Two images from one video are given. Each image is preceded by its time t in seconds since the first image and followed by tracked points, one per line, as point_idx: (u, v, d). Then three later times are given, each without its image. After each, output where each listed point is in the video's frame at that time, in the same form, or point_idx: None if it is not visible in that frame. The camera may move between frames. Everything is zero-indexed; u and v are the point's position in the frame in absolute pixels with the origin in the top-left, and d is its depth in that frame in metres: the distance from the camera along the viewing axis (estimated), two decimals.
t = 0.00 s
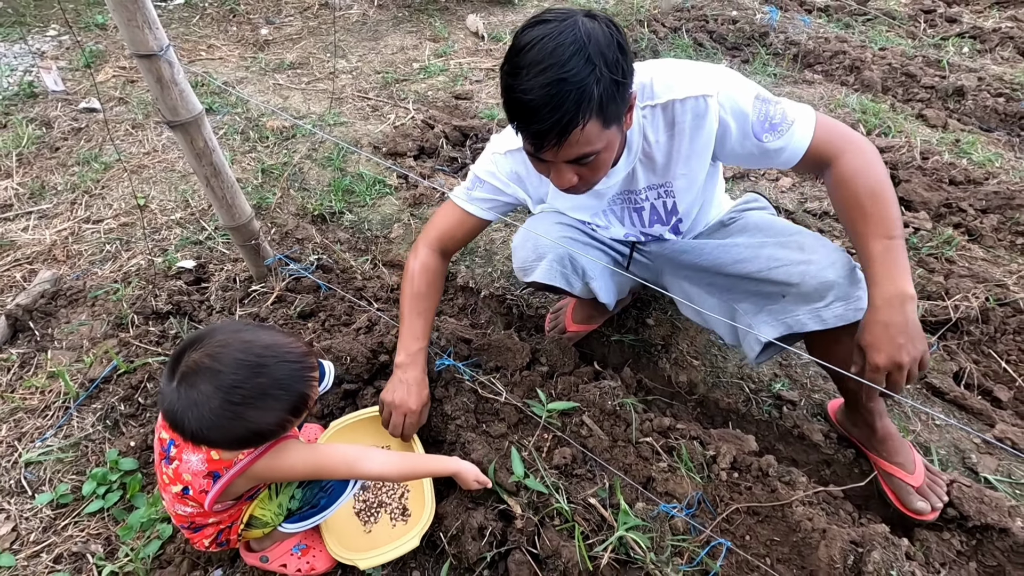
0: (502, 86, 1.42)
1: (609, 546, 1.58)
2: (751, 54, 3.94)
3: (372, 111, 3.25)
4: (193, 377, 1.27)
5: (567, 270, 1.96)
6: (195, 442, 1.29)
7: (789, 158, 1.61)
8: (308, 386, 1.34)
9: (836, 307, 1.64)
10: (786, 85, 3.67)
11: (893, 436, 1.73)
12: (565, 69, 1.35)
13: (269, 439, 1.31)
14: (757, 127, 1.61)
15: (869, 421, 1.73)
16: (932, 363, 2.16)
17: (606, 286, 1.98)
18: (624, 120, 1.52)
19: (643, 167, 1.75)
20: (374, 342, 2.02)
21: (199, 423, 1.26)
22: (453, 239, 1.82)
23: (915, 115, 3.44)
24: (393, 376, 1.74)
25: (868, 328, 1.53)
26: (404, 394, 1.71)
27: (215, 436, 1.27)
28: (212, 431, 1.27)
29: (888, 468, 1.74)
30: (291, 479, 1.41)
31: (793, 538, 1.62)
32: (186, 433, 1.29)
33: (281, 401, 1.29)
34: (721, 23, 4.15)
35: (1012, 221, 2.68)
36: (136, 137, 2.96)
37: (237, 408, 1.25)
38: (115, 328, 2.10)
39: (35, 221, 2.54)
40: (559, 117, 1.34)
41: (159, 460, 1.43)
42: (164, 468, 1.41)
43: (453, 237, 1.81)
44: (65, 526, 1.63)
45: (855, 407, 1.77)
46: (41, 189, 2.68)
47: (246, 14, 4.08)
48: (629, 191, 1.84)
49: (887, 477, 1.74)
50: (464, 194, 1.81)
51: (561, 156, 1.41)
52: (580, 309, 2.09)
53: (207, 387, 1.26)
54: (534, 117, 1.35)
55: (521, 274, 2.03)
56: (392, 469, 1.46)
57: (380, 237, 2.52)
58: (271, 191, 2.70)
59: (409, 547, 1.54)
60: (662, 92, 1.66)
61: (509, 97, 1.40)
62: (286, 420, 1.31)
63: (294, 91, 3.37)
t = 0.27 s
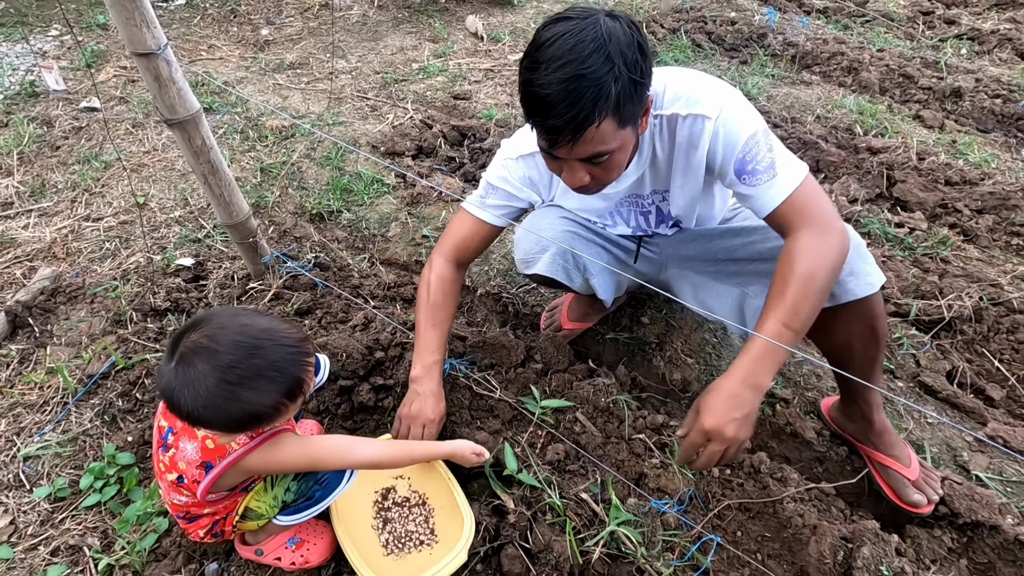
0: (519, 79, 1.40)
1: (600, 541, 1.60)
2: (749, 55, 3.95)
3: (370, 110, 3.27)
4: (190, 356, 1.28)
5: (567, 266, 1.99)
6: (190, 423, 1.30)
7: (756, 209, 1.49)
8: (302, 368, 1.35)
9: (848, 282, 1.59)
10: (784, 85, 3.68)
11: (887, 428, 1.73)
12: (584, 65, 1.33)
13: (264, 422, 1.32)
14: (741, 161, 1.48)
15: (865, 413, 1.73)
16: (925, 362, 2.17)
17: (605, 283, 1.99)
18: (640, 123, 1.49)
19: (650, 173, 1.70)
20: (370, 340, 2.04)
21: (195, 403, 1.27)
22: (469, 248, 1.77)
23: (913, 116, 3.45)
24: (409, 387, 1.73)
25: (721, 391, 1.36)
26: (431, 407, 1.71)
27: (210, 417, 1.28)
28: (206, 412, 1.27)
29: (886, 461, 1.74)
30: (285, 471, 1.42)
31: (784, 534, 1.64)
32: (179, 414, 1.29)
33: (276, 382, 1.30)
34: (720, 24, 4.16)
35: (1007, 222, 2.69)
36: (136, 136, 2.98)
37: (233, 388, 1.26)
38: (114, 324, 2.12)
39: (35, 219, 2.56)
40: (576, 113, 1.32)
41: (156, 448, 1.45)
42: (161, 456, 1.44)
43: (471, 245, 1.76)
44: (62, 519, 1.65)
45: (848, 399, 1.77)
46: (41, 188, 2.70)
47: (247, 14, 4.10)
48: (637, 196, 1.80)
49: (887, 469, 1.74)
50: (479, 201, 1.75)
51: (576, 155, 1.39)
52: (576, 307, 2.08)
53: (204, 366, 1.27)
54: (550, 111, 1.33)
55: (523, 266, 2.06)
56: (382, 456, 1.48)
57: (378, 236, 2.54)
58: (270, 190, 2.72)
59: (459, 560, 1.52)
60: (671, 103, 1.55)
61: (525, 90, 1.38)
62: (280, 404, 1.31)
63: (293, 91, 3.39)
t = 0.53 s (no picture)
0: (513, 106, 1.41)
1: (595, 538, 1.61)
2: (748, 56, 3.96)
3: (370, 111, 3.28)
4: (193, 344, 1.28)
5: (559, 257, 1.98)
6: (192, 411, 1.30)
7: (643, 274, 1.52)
8: (303, 354, 1.36)
9: (846, 262, 1.60)
10: (783, 86, 3.69)
11: (883, 425, 1.75)
12: (576, 98, 1.32)
13: (267, 408, 1.32)
14: (672, 230, 1.48)
15: (863, 410, 1.74)
16: (920, 361, 2.17)
17: (599, 276, 1.95)
18: (633, 148, 1.48)
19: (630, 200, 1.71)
20: (368, 338, 2.05)
21: (196, 390, 1.27)
22: (464, 258, 1.74)
23: (911, 117, 3.45)
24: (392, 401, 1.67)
25: (551, 481, 1.36)
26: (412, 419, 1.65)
27: (212, 402, 1.27)
28: (209, 400, 1.27)
29: (884, 460, 1.75)
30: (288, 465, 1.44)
31: (778, 532, 1.65)
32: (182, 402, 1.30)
33: (278, 367, 1.31)
34: (719, 25, 4.17)
35: (1004, 222, 2.70)
36: (137, 136, 3.00)
37: (237, 374, 1.27)
38: (113, 323, 2.13)
39: (36, 218, 2.57)
40: (564, 147, 1.33)
41: (155, 447, 1.46)
42: (160, 454, 1.45)
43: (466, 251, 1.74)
44: (61, 516, 1.66)
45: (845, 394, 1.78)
46: (42, 187, 2.71)
47: (248, 15, 4.12)
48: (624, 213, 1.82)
49: (884, 469, 1.75)
50: (476, 205, 1.77)
51: (567, 180, 1.41)
52: (572, 306, 2.08)
53: (207, 352, 1.27)
54: (541, 142, 1.34)
55: (516, 258, 2.04)
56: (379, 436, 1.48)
57: (376, 235, 2.55)
58: (270, 190, 2.73)
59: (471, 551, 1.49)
60: (654, 149, 1.53)
61: (520, 119, 1.38)
62: (283, 388, 1.32)
63: (293, 91, 3.41)
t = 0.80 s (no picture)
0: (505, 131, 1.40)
1: (591, 537, 1.61)
2: (747, 57, 3.97)
3: (369, 112, 3.29)
4: (179, 332, 1.28)
5: (550, 259, 1.99)
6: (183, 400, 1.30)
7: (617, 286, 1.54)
8: (290, 336, 1.37)
9: (834, 274, 1.60)
10: (781, 87, 3.70)
11: (873, 429, 1.75)
12: (565, 131, 1.31)
13: (257, 392, 1.33)
14: (654, 250, 1.48)
15: (856, 416, 1.74)
16: (917, 361, 2.18)
17: (589, 278, 1.97)
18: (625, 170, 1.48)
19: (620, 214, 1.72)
20: (366, 338, 2.06)
21: (183, 376, 1.26)
22: (462, 254, 1.79)
23: (909, 117, 3.46)
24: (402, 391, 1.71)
25: (513, 491, 1.40)
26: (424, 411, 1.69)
27: (202, 385, 1.27)
28: (202, 386, 1.27)
29: (870, 466, 1.75)
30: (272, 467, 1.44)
31: (774, 531, 1.66)
32: (171, 390, 1.29)
33: (267, 349, 1.32)
34: (718, 26, 4.18)
35: (1002, 223, 2.70)
36: (137, 137, 3.01)
37: (227, 357, 1.27)
38: (112, 323, 2.14)
39: (36, 219, 2.58)
40: (553, 178, 1.34)
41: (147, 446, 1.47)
42: (151, 453, 1.46)
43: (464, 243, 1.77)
44: (60, 515, 1.66)
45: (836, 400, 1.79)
46: (42, 188, 2.73)
47: (247, 17, 4.13)
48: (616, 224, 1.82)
49: (871, 475, 1.75)
50: (471, 203, 1.78)
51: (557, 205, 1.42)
52: (568, 307, 2.09)
53: (195, 337, 1.27)
54: (531, 173, 1.35)
55: (507, 257, 2.04)
56: (368, 466, 1.47)
57: (375, 236, 2.55)
58: (269, 190, 2.74)
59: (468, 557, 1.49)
60: (647, 168, 1.54)
61: (510, 146, 1.38)
62: (271, 370, 1.33)
63: (293, 92, 3.42)
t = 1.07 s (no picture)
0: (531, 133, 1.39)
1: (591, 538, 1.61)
2: (747, 57, 3.97)
3: (370, 112, 3.30)
4: (167, 312, 1.27)
5: (557, 262, 1.99)
6: (174, 382, 1.29)
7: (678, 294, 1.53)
8: (280, 319, 1.36)
9: (832, 310, 1.61)
10: (782, 88, 3.69)
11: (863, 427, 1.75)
12: (596, 123, 1.29)
13: (247, 375, 1.31)
14: (705, 251, 1.47)
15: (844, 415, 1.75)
16: (918, 362, 2.18)
17: (593, 285, 1.95)
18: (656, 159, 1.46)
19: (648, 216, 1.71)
20: (366, 339, 2.06)
21: (173, 354, 1.26)
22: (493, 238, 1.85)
23: (909, 118, 3.45)
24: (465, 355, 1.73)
25: (610, 527, 1.33)
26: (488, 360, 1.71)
27: (189, 362, 1.26)
28: (190, 362, 1.26)
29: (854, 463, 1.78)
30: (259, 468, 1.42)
31: (774, 532, 1.66)
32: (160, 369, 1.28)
33: (255, 327, 1.30)
34: (718, 27, 4.18)
35: (1003, 223, 2.70)
36: (138, 138, 3.01)
37: (214, 334, 1.26)
38: (113, 323, 2.14)
39: (36, 219, 2.58)
40: (586, 172, 1.31)
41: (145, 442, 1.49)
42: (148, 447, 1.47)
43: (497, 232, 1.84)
44: (60, 516, 1.66)
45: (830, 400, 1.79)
46: (43, 189, 2.73)
47: (248, 18, 4.14)
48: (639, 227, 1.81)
49: (855, 470, 1.78)
50: (495, 196, 1.83)
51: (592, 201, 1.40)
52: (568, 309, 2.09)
53: (184, 314, 1.26)
54: (564, 168, 1.32)
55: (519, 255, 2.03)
56: (357, 467, 1.45)
57: (375, 237, 2.55)
58: (269, 191, 2.74)
59: None
60: (678, 164, 1.53)
61: (538, 144, 1.36)
62: (258, 352, 1.30)
63: (293, 93, 3.42)
